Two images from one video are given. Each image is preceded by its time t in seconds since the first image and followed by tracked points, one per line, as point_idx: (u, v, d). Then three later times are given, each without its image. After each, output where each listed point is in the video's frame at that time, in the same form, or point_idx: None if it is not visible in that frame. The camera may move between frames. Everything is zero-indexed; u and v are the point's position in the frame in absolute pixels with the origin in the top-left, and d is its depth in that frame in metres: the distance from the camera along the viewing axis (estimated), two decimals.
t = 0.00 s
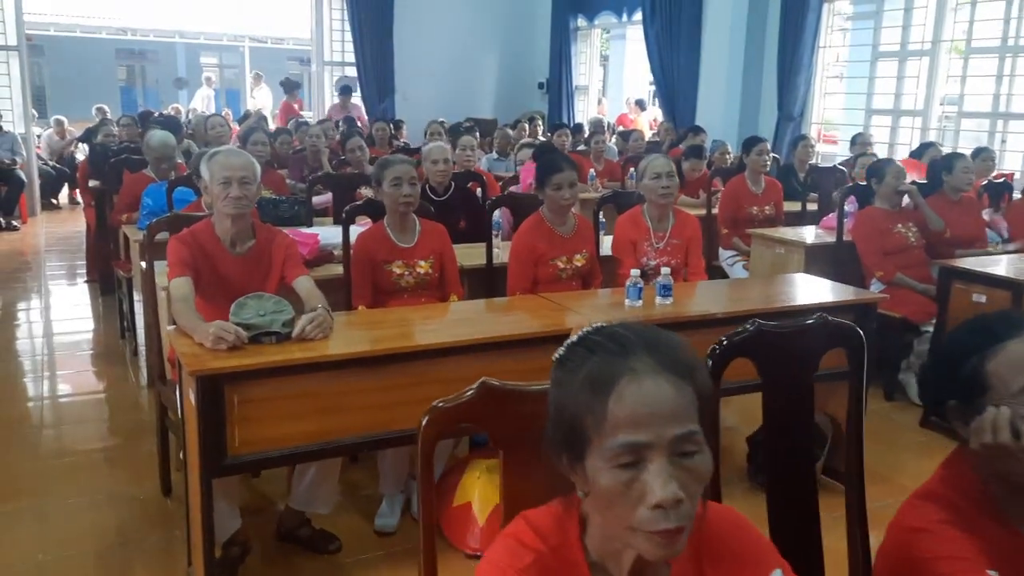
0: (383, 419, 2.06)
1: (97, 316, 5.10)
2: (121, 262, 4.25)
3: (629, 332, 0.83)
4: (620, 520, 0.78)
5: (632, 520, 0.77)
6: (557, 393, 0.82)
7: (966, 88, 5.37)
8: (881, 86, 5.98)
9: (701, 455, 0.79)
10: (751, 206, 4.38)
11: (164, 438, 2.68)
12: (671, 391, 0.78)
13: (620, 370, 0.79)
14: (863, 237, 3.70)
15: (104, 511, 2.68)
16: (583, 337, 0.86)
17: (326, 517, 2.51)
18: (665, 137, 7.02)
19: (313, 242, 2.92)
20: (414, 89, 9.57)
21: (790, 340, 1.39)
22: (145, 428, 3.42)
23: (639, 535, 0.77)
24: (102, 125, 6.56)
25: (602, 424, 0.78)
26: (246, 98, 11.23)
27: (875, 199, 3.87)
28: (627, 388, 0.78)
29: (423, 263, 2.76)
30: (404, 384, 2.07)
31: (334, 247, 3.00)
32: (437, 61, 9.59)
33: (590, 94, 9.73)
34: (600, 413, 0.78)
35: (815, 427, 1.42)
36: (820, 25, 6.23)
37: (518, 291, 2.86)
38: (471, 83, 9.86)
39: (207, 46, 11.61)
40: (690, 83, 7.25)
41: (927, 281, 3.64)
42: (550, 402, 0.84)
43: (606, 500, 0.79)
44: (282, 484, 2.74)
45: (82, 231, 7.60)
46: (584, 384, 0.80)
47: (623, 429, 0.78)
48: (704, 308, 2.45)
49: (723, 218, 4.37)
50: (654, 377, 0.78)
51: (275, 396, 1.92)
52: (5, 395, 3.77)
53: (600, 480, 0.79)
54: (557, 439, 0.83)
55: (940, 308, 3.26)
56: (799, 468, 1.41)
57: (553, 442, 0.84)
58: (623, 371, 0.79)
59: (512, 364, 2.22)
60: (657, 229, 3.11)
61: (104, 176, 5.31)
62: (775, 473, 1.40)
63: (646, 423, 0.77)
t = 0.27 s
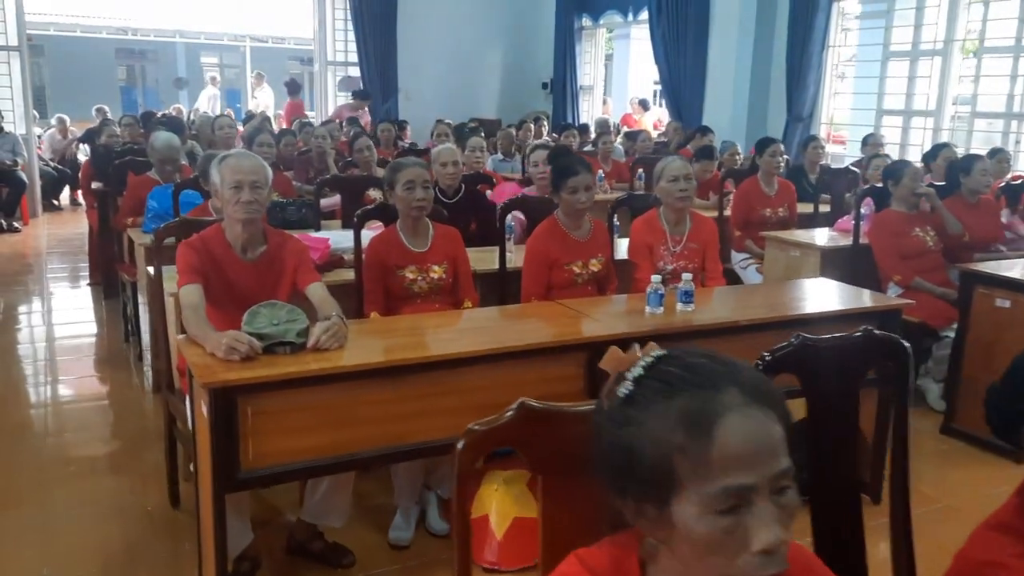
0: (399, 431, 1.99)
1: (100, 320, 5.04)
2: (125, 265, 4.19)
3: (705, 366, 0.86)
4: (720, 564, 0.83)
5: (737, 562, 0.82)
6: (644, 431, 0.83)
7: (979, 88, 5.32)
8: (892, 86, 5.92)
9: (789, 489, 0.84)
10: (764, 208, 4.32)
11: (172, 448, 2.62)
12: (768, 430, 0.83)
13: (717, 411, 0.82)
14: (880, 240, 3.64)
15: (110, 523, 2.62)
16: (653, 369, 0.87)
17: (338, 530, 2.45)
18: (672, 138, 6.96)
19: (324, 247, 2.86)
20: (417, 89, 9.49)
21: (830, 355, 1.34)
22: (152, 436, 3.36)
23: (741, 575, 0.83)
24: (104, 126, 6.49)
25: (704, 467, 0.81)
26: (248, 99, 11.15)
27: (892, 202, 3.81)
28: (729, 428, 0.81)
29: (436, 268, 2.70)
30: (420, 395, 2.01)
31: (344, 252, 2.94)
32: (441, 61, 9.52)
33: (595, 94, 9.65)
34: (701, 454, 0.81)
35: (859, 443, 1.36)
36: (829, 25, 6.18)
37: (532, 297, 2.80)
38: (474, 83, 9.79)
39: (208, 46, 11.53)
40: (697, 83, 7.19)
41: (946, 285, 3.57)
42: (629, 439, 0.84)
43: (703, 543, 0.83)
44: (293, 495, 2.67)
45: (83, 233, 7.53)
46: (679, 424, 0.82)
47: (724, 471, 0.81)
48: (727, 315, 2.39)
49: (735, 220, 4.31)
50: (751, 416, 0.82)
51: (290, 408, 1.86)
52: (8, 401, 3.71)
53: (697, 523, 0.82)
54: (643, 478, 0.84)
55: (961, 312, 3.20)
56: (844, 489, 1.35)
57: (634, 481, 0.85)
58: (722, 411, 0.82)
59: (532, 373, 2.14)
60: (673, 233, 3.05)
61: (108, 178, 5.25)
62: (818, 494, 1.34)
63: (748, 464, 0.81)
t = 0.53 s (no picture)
0: (414, 441, 1.94)
1: (105, 322, 5.00)
2: (130, 268, 4.15)
3: (783, 392, 0.79)
4: None
5: None
6: (728, 468, 0.75)
7: (990, 86, 5.25)
8: (902, 83, 5.86)
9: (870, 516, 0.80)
10: (776, 208, 4.27)
11: (179, 456, 2.57)
12: (856, 455, 0.78)
13: (808, 440, 0.76)
14: (896, 240, 3.58)
15: (117, 532, 2.58)
16: (722, 398, 0.79)
17: (350, 539, 2.40)
18: (678, 136, 6.91)
19: (334, 250, 2.82)
20: (421, 88, 9.44)
21: (875, 363, 1.29)
22: (158, 442, 3.32)
23: None
24: (108, 126, 6.44)
25: (799, 498, 0.75)
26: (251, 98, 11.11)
27: (907, 201, 3.75)
28: (821, 456, 0.76)
29: (449, 271, 2.64)
30: (436, 403, 1.95)
31: (354, 254, 2.89)
32: (444, 60, 9.47)
33: (600, 93, 9.60)
34: (796, 486, 0.75)
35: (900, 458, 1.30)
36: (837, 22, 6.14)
37: (545, 300, 2.75)
38: (479, 82, 9.74)
39: (210, 46, 11.49)
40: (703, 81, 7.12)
41: (963, 287, 3.52)
42: (711, 478, 0.76)
43: None
44: (303, 503, 2.63)
45: (87, 233, 7.49)
46: (769, 458, 0.75)
47: (817, 506, 0.76)
48: (746, 319, 2.34)
49: (746, 220, 4.27)
50: (841, 444, 0.77)
51: (304, 416, 1.81)
52: (12, 406, 3.67)
53: (791, 564, 0.76)
54: (734, 519, 0.75)
55: (981, 313, 3.15)
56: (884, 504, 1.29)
57: (721, 524, 0.76)
58: (816, 439, 0.76)
59: (549, 380, 2.08)
60: (688, 234, 2.99)
61: (112, 179, 5.20)
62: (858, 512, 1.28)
63: (840, 492, 0.76)
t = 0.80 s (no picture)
0: (428, 446, 1.88)
1: (108, 321, 4.94)
2: (134, 267, 4.09)
3: (869, 412, 0.63)
4: None
5: None
6: (806, 505, 0.59)
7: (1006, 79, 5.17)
8: (915, 78, 5.79)
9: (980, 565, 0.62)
10: (790, 204, 4.20)
11: (184, 460, 2.51)
12: (959, 487, 0.61)
13: (906, 469, 0.59)
14: (914, 237, 3.51)
15: (121, 538, 2.52)
16: (796, 419, 0.64)
17: (361, 546, 2.33)
18: (687, 132, 6.84)
19: (342, 248, 2.76)
20: (427, 84, 9.37)
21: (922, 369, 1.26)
22: (164, 444, 3.25)
23: None
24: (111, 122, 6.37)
25: (892, 544, 0.58)
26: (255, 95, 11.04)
27: (925, 198, 3.67)
28: (917, 490, 0.59)
29: (461, 270, 2.57)
30: (451, 407, 1.88)
31: (363, 253, 2.83)
32: (450, 56, 9.40)
33: (606, 88, 9.54)
34: (888, 526, 0.58)
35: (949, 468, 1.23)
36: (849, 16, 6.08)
37: (559, 300, 2.68)
38: (484, 78, 9.67)
39: (214, 43, 11.44)
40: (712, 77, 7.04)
41: (984, 285, 3.45)
42: (784, 513, 0.59)
43: None
44: (313, 508, 2.56)
45: (91, 231, 7.44)
46: (855, 489, 0.58)
47: (917, 549, 0.59)
48: (769, 319, 2.27)
49: (760, 218, 4.21)
50: (943, 473, 0.60)
51: (314, 422, 1.75)
52: (15, 407, 3.61)
53: None
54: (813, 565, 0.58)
55: (1004, 312, 3.08)
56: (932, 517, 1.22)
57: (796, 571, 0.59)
58: (911, 467, 0.59)
59: (567, 383, 2.01)
60: (705, 232, 2.92)
61: (115, 176, 5.14)
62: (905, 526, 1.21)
63: (943, 537, 0.59)
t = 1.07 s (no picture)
0: (444, 459, 1.80)
1: (113, 323, 4.87)
2: (138, 269, 4.02)
3: (974, 462, 0.56)
4: None
5: None
6: None
7: None
8: (930, 75, 5.69)
9: None
10: (806, 203, 4.11)
11: (190, 470, 2.43)
12: None
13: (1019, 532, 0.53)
14: (936, 237, 3.43)
15: (125, 550, 2.44)
16: (886, 473, 0.57)
17: (372, 560, 2.26)
18: (697, 130, 6.75)
19: (351, 250, 2.68)
20: (433, 82, 9.29)
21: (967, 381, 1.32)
22: (170, 450, 3.19)
23: None
24: (115, 121, 6.31)
25: None
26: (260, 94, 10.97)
27: (946, 197, 3.59)
28: None
29: (473, 274, 2.50)
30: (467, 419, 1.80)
31: (372, 255, 2.75)
32: (456, 53, 9.32)
33: (614, 85, 9.45)
34: None
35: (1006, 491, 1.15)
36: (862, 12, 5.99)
37: (574, 303, 2.59)
38: (491, 76, 9.59)
39: (218, 41, 11.38)
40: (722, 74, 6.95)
41: (1008, 286, 3.36)
42: None
43: None
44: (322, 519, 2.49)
45: (95, 231, 7.38)
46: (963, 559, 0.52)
47: None
48: (795, 324, 2.19)
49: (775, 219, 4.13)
50: None
51: (325, 436, 1.67)
52: (19, 411, 3.54)
53: None
54: None
55: None
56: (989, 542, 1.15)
57: None
58: None
59: (588, 392, 1.93)
60: (723, 233, 2.84)
61: (118, 177, 5.07)
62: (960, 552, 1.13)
63: None
